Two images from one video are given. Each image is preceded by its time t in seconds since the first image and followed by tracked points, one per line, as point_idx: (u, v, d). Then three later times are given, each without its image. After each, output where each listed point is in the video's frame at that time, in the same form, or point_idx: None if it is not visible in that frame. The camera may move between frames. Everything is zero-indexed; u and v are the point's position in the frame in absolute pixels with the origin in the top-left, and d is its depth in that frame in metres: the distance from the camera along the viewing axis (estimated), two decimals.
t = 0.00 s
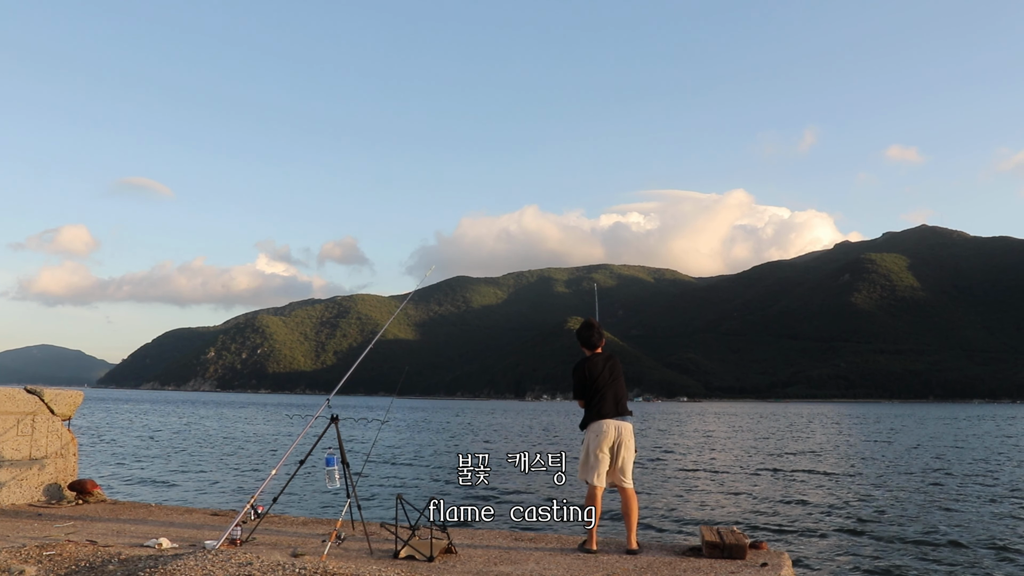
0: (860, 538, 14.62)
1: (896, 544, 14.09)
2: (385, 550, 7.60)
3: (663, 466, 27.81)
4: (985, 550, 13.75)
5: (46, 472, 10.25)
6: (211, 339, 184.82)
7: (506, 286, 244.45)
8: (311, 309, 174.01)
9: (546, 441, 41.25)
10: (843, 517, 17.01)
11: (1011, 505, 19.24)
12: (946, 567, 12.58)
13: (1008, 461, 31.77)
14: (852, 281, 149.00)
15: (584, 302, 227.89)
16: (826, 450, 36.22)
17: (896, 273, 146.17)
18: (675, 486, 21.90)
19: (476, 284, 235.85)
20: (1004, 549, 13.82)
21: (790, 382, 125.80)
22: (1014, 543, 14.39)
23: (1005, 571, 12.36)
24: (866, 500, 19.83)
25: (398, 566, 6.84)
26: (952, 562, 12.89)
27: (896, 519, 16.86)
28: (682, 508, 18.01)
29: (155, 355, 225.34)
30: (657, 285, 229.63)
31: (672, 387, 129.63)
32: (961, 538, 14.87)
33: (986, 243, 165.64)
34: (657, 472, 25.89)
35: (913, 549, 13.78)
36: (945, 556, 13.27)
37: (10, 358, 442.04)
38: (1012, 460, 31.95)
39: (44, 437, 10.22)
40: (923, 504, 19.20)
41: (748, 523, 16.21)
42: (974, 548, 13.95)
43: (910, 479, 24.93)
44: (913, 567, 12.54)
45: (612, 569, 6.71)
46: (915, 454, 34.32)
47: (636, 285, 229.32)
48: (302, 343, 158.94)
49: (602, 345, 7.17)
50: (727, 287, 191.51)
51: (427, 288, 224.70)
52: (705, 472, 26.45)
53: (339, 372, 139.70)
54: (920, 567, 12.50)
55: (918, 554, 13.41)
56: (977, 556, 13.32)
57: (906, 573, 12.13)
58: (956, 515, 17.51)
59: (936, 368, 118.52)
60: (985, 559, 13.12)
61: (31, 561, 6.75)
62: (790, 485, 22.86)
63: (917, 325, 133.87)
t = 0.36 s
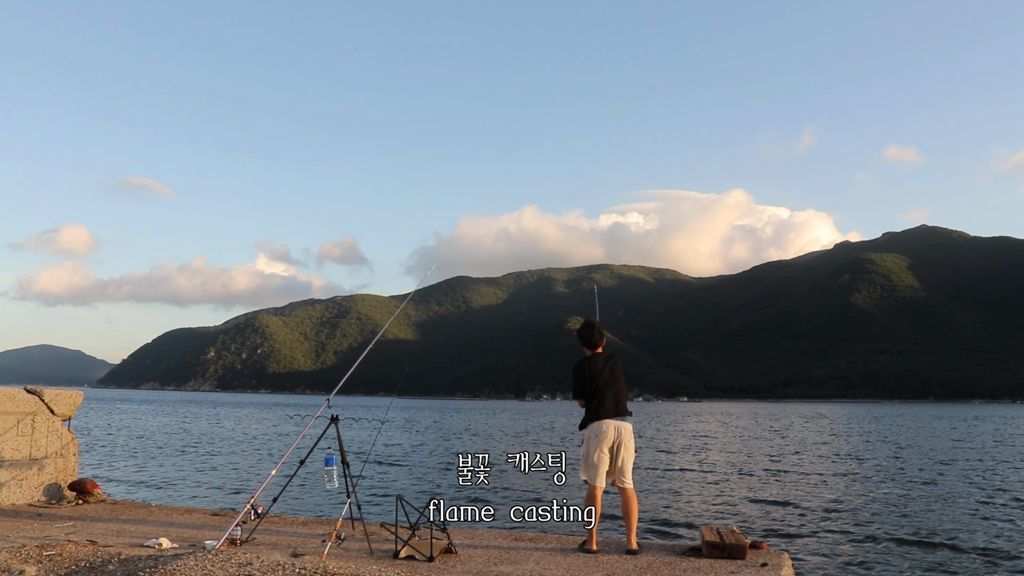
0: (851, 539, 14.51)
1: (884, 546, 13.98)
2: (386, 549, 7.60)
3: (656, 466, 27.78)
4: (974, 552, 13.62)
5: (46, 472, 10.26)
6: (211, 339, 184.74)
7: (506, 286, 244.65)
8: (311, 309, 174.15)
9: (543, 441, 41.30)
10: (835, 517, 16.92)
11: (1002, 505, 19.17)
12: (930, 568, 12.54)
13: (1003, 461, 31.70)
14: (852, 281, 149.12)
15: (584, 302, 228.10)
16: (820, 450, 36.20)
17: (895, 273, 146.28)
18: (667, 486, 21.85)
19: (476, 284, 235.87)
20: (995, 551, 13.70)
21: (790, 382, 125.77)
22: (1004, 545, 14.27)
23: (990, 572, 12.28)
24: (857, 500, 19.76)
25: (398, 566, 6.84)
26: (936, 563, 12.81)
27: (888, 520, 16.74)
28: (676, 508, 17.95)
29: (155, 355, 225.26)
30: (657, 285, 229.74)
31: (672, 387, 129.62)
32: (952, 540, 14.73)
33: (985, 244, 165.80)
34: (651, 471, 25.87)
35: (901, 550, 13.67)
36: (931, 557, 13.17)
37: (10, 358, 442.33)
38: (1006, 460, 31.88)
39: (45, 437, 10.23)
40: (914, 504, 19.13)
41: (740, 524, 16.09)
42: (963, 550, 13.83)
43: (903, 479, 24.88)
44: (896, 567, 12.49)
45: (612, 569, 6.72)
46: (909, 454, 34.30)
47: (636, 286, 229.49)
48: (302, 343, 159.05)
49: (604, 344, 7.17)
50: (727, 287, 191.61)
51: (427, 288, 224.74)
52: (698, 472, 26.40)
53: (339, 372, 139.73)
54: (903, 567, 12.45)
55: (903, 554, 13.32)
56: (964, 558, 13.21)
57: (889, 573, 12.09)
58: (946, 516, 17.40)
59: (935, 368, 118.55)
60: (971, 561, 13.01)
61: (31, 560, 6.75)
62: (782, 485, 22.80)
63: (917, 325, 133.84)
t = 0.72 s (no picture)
0: (841, 537, 14.54)
1: (877, 545, 13.95)
2: (386, 550, 7.59)
3: (652, 466, 27.85)
4: (964, 552, 13.63)
5: (46, 472, 10.26)
6: (211, 339, 184.70)
7: (506, 286, 244.68)
8: (311, 309, 174.28)
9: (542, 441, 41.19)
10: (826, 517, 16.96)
11: (993, 505, 19.23)
12: (925, 568, 12.52)
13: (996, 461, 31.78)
14: (852, 281, 149.17)
15: (584, 302, 228.20)
16: (816, 450, 36.26)
17: (895, 273, 146.32)
18: (664, 487, 21.88)
19: (476, 284, 235.86)
20: (985, 551, 13.71)
21: (790, 383, 125.78)
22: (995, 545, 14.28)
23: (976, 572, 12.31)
24: (850, 500, 19.79)
25: (398, 566, 6.83)
26: (922, 563, 12.82)
27: (881, 520, 16.73)
28: (673, 508, 17.96)
29: (155, 355, 225.26)
30: (657, 285, 229.81)
31: (672, 387, 129.67)
32: (943, 540, 14.74)
33: (985, 244, 165.79)
34: (646, 471, 25.93)
35: (895, 550, 13.64)
36: (917, 557, 13.19)
37: (10, 357, 442.63)
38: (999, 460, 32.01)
39: (44, 438, 10.22)
40: (906, 504, 19.17)
41: (736, 525, 16.10)
42: (954, 549, 13.82)
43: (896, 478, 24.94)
44: (892, 567, 12.48)
45: (611, 569, 6.73)
46: (903, 454, 34.37)
47: (636, 286, 229.65)
48: (302, 343, 159.15)
49: (605, 342, 7.17)
50: (727, 287, 191.66)
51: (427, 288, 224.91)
52: (694, 471, 26.44)
53: (339, 372, 139.82)
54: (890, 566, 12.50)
55: (898, 555, 13.31)
56: (951, 557, 13.24)
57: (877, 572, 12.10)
58: (937, 516, 17.42)
59: (936, 368, 118.52)
60: (959, 560, 13.02)
61: (31, 560, 6.73)
62: (776, 485, 22.84)
63: (917, 326, 133.83)
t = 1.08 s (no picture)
0: (834, 538, 14.48)
1: (877, 547, 13.90)
2: (386, 550, 7.60)
3: (651, 466, 27.83)
4: (952, 553, 13.57)
5: (46, 471, 10.26)
6: (210, 339, 184.65)
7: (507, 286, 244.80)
8: (311, 309, 174.34)
9: (540, 441, 41.09)
10: (821, 518, 16.91)
11: (987, 506, 19.18)
12: (920, 567, 12.54)
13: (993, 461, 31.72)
14: (852, 281, 149.23)
15: (585, 302, 228.34)
16: (814, 450, 36.15)
17: (895, 273, 146.36)
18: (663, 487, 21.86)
19: (476, 284, 235.87)
20: (974, 552, 13.65)
21: (790, 383, 125.71)
22: (988, 546, 14.20)
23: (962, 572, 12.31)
24: (851, 500, 19.72)
25: (398, 566, 6.83)
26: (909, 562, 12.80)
27: (874, 520, 16.67)
28: (673, 508, 17.95)
29: (155, 354, 225.19)
30: (657, 285, 229.88)
31: (673, 387, 129.63)
32: (936, 540, 14.63)
33: (985, 244, 165.81)
34: (646, 471, 25.85)
35: (894, 552, 13.58)
36: (906, 558, 13.11)
37: (9, 357, 442.93)
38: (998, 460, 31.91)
39: (44, 438, 10.23)
40: (900, 505, 19.12)
41: (735, 525, 16.09)
42: (942, 550, 13.77)
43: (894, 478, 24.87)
44: (887, 566, 12.48)
45: (612, 570, 6.71)
46: (901, 454, 34.29)
47: (636, 286, 229.80)
48: (302, 343, 159.24)
49: (607, 340, 7.18)
50: (728, 287, 191.68)
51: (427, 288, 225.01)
52: (692, 471, 26.41)
53: (339, 372, 139.80)
54: (880, 566, 12.44)
55: (897, 555, 13.27)
56: (939, 558, 13.18)
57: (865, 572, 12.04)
58: (936, 517, 17.38)
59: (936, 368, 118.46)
60: (945, 561, 12.96)
61: (31, 560, 6.74)
62: (773, 486, 22.79)
63: (916, 325, 133.80)
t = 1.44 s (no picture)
0: (820, 538, 14.45)
1: (870, 546, 13.90)
2: (386, 550, 7.60)
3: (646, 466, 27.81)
4: (939, 553, 13.53)
5: (46, 471, 10.26)
6: (211, 339, 184.55)
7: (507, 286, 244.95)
8: (311, 309, 174.43)
9: (537, 441, 40.99)
10: (810, 518, 16.87)
11: (979, 506, 19.17)
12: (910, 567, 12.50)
13: (988, 461, 31.72)
14: (852, 281, 149.44)
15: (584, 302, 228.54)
16: (810, 450, 36.12)
17: (895, 273, 146.41)
18: (660, 486, 21.84)
19: (476, 284, 235.80)
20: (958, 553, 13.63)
21: (789, 383, 125.67)
22: (974, 547, 14.15)
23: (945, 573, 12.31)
24: (847, 501, 19.69)
25: (398, 566, 6.83)
26: (894, 563, 12.76)
27: (866, 520, 16.65)
28: (672, 508, 17.92)
29: (155, 355, 225.15)
30: (657, 285, 229.99)
31: (673, 387, 129.62)
32: (926, 540, 14.63)
33: (985, 245, 165.87)
34: (642, 471, 25.81)
35: (885, 550, 13.59)
36: (891, 558, 13.06)
37: (9, 357, 443.65)
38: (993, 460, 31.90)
39: (44, 438, 10.23)
40: (889, 505, 19.10)
41: (732, 523, 16.12)
42: (926, 550, 13.74)
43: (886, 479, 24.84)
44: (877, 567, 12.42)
45: (612, 569, 6.72)
46: (898, 454, 34.25)
47: (636, 286, 230.03)
48: (302, 343, 159.34)
49: (609, 338, 7.18)
50: (728, 287, 191.78)
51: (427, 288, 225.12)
52: (686, 471, 26.38)
53: (339, 372, 139.96)
54: (867, 566, 12.37)
55: (888, 555, 13.24)
56: (923, 559, 13.13)
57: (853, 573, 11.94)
58: (932, 516, 17.39)
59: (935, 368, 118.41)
60: (930, 562, 12.93)
61: (31, 560, 6.74)
62: (766, 485, 22.75)
63: (916, 326, 133.79)
